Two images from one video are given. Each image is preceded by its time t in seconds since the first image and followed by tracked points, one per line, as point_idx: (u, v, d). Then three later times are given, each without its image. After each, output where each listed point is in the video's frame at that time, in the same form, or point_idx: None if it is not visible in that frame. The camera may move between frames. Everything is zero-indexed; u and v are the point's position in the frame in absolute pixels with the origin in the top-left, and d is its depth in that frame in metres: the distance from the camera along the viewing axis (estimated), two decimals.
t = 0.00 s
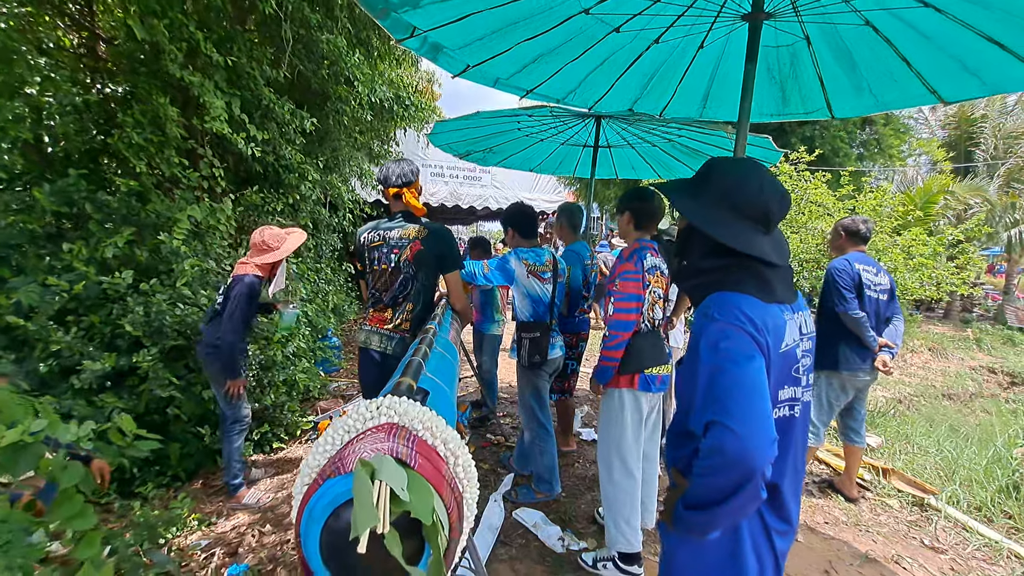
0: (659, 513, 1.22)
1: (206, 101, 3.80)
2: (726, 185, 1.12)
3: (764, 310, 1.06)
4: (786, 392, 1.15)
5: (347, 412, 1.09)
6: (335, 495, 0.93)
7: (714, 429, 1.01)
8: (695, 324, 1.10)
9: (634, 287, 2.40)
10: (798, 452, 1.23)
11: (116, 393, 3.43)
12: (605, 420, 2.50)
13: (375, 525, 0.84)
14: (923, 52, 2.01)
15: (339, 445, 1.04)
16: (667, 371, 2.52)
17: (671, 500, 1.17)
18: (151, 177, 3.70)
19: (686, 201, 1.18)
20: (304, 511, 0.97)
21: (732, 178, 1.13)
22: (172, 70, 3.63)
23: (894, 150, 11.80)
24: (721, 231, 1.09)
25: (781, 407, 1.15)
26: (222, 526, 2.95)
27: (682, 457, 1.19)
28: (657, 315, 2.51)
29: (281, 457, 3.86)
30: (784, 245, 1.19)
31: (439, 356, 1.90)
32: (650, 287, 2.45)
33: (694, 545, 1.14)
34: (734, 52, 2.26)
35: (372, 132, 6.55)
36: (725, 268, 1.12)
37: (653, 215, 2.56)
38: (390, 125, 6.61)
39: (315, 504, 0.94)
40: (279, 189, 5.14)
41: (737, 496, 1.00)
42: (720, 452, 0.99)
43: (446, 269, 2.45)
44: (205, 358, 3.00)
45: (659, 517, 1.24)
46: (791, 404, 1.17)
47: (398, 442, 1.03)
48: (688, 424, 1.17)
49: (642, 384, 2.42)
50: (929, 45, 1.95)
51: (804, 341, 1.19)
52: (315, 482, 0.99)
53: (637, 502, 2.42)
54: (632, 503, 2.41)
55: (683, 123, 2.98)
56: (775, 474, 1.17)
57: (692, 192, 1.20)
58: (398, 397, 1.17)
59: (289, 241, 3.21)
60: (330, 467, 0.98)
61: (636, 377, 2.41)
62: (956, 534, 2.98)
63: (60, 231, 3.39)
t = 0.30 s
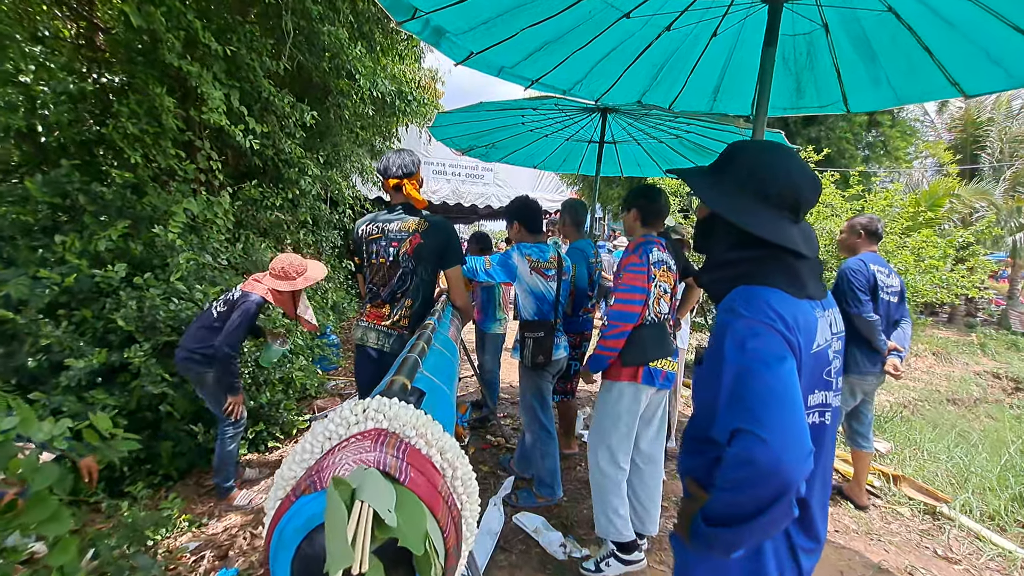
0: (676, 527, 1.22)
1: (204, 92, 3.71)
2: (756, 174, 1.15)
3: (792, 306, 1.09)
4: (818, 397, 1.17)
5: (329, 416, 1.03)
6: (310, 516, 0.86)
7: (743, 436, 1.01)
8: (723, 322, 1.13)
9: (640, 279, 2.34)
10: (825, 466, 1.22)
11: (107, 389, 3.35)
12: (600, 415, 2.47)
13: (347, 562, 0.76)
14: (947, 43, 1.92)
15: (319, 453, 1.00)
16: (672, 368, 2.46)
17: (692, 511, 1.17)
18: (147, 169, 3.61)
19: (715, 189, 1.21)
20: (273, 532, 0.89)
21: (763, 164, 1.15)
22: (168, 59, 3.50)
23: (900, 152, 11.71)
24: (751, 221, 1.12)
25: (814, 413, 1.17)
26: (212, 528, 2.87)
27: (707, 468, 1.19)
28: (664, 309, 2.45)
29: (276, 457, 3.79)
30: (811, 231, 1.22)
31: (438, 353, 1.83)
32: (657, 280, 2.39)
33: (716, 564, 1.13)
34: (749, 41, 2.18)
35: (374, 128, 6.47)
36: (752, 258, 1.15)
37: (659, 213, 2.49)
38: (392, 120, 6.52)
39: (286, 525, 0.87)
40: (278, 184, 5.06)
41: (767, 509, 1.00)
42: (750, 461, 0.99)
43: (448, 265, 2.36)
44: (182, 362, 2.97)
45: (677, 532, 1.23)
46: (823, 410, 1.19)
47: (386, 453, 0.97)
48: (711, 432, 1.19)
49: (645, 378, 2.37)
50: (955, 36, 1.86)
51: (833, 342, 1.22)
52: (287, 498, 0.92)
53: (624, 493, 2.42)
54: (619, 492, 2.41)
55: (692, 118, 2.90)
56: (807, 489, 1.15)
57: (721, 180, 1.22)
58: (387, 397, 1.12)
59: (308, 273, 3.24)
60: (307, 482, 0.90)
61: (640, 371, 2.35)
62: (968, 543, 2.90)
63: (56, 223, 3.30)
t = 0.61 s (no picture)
0: (692, 540, 1.20)
1: (206, 89, 3.67)
2: (775, 170, 1.10)
3: (816, 311, 1.05)
4: (842, 408, 1.16)
5: (319, 430, 1.03)
6: (291, 544, 0.84)
7: (764, 452, 0.97)
8: (741, 327, 1.08)
9: (648, 281, 2.28)
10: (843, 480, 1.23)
11: (107, 388, 3.32)
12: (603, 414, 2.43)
13: None
14: (968, 39, 1.86)
15: (307, 472, 0.99)
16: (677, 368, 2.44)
17: (708, 525, 1.15)
18: (150, 167, 3.58)
19: (730, 185, 1.16)
20: (254, 561, 0.87)
21: (782, 160, 1.11)
22: (171, 56, 3.46)
23: (908, 153, 11.60)
24: (770, 218, 1.08)
25: (838, 424, 1.16)
26: (212, 530, 2.84)
27: (725, 480, 1.15)
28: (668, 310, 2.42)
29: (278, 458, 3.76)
30: (832, 229, 1.18)
31: (438, 357, 1.79)
32: (663, 281, 2.35)
33: None
34: (761, 35, 2.12)
35: (378, 126, 6.43)
36: (772, 258, 1.11)
37: (661, 209, 2.43)
38: (396, 119, 6.48)
39: (266, 554, 0.85)
40: (282, 182, 5.03)
41: (792, 527, 0.96)
42: (773, 479, 0.95)
43: (451, 265, 2.31)
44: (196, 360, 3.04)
45: (691, 544, 1.21)
46: (846, 422, 1.19)
47: (381, 474, 0.94)
48: (727, 443, 1.16)
49: (652, 379, 2.33)
50: (976, 32, 1.80)
51: (857, 348, 1.19)
52: (270, 523, 0.91)
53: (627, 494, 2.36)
54: (622, 493, 2.36)
55: (701, 116, 2.85)
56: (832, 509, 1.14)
57: (736, 177, 1.18)
58: (383, 410, 1.11)
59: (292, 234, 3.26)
60: (292, 506, 0.89)
61: (647, 372, 2.32)
62: (981, 552, 2.84)
63: (59, 222, 3.25)
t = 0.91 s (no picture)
0: (699, 544, 1.18)
1: (221, 90, 3.68)
2: (788, 165, 1.08)
3: (829, 312, 1.02)
4: (855, 412, 1.13)
5: (310, 429, 1.04)
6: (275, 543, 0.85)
7: (774, 457, 0.94)
8: (751, 328, 1.06)
9: (661, 280, 2.26)
10: (856, 485, 1.20)
11: (123, 384, 3.38)
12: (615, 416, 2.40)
13: None
14: (989, 33, 1.80)
15: (297, 470, 1.01)
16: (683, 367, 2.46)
17: (715, 530, 1.13)
18: (166, 166, 3.63)
19: (742, 182, 1.14)
20: (242, 558, 0.88)
21: (796, 155, 1.08)
22: (186, 57, 3.50)
23: (928, 151, 11.35)
24: (782, 216, 1.05)
25: (850, 429, 1.13)
26: (223, 525, 2.87)
27: (734, 484, 1.13)
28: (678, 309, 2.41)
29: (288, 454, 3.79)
30: (847, 227, 1.15)
31: (442, 356, 1.79)
32: (674, 280, 2.33)
33: None
34: (776, 29, 2.08)
35: (390, 126, 6.46)
36: (783, 257, 1.08)
37: (668, 208, 2.39)
38: (408, 119, 6.50)
39: (253, 553, 0.87)
40: (295, 182, 5.07)
41: (801, 536, 0.94)
42: (782, 485, 0.93)
43: (459, 263, 2.31)
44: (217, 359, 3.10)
45: (698, 549, 1.19)
46: (860, 426, 1.16)
47: (367, 473, 0.94)
48: (736, 447, 1.13)
49: (663, 379, 2.33)
50: (999, 26, 1.74)
51: (872, 350, 1.16)
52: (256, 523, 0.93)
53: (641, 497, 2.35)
54: (635, 497, 2.34)
55: (714, 112, 2.81)
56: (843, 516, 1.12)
57: (748, 172, 1.15)
58: (375, 408, 1.10)
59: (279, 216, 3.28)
60: (278, 505, 0.91)
61: (659, 373, 2.31)
62: (1001, 559, 2.76)
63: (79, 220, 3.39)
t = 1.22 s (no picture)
0: (704, 547, 1.16)
1: (238, 90, 3.71)
2: (799, 160, 1.05)
3: (838, 311, 1.00)
4: (866, 414, 1.10)
5: (304, 422, 1.05)
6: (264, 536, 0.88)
7: (780, 462, 0.92)
8: (758, 328, 1.03)
9: (682, 277, 2.23)
10: (867, 490, 1.17)
11: (143, 378, 3.47)
12: (637, 419, 2.37)
13: None
14: (1013, 26, 1.74)
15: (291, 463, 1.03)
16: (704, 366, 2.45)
17: (720, 534, 1.11)
18: (185, 166, 3.69)
19: (751, 178, 1.12)
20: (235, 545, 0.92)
21: (807, 150, 1.06)
22: (205, 58, 3.55)
23: (955, 147, 11.04)
24: (790, 212, 1.03)
25: (861, 432, 1.10)
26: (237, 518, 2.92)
27: (740, 487, 1.11)
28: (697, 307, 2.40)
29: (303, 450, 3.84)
30: (861, 224, 1.12)
31: (449, 354, 1.79)
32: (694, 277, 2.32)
33: None
34: (791, 23, 2.04)
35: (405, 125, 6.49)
36: (793, 255, 1.06)
37: (679, 208, 2.38)
38: (423, 118, 6.52)
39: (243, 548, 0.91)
40: (311, 181, 5.13)
41: (808, 542, 0.92)
42: (788, 491, 0.91)
43: (470, 260, 2.31)
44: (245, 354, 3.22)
45: (703, 552, 1.17)
46: (871, 429, 1.12)
47: (359, 467, 0.94)
48: (742, 449, 1.11)
49: (688, 377, 2.31)
50: None
51: (885, 351, 1.12)
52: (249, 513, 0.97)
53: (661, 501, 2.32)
54: (656, 501, 2.31)
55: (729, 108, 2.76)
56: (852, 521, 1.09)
57: (758, 169, 1.13)
58: (372, 402, 1.10)
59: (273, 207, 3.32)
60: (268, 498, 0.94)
61: (684, 372, 2.28)
62: None
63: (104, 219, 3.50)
